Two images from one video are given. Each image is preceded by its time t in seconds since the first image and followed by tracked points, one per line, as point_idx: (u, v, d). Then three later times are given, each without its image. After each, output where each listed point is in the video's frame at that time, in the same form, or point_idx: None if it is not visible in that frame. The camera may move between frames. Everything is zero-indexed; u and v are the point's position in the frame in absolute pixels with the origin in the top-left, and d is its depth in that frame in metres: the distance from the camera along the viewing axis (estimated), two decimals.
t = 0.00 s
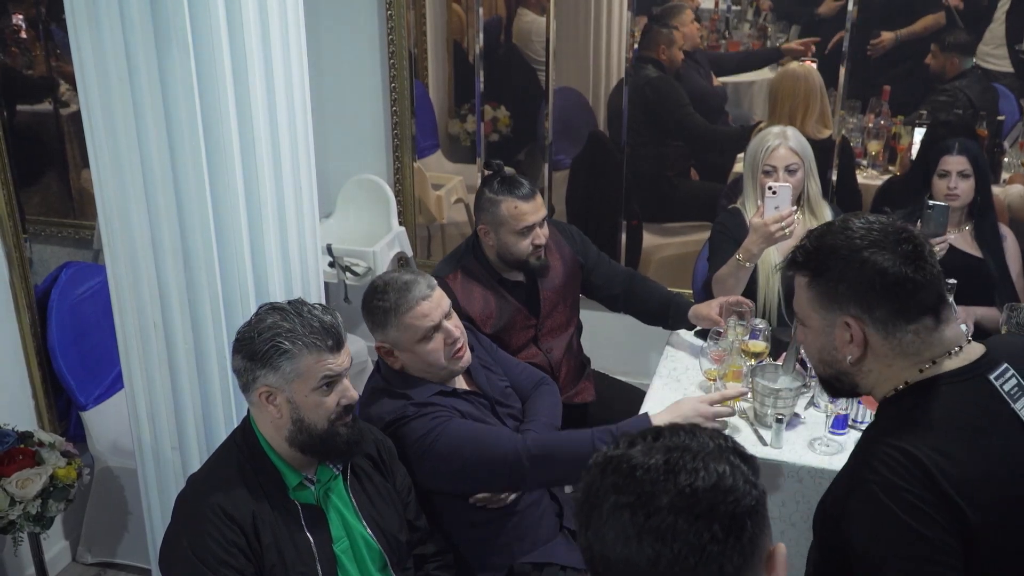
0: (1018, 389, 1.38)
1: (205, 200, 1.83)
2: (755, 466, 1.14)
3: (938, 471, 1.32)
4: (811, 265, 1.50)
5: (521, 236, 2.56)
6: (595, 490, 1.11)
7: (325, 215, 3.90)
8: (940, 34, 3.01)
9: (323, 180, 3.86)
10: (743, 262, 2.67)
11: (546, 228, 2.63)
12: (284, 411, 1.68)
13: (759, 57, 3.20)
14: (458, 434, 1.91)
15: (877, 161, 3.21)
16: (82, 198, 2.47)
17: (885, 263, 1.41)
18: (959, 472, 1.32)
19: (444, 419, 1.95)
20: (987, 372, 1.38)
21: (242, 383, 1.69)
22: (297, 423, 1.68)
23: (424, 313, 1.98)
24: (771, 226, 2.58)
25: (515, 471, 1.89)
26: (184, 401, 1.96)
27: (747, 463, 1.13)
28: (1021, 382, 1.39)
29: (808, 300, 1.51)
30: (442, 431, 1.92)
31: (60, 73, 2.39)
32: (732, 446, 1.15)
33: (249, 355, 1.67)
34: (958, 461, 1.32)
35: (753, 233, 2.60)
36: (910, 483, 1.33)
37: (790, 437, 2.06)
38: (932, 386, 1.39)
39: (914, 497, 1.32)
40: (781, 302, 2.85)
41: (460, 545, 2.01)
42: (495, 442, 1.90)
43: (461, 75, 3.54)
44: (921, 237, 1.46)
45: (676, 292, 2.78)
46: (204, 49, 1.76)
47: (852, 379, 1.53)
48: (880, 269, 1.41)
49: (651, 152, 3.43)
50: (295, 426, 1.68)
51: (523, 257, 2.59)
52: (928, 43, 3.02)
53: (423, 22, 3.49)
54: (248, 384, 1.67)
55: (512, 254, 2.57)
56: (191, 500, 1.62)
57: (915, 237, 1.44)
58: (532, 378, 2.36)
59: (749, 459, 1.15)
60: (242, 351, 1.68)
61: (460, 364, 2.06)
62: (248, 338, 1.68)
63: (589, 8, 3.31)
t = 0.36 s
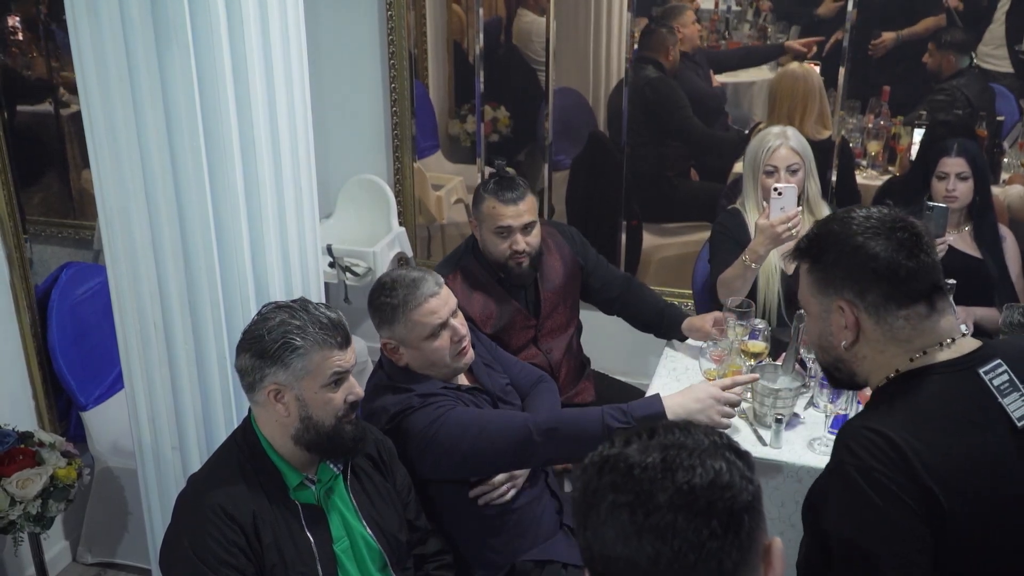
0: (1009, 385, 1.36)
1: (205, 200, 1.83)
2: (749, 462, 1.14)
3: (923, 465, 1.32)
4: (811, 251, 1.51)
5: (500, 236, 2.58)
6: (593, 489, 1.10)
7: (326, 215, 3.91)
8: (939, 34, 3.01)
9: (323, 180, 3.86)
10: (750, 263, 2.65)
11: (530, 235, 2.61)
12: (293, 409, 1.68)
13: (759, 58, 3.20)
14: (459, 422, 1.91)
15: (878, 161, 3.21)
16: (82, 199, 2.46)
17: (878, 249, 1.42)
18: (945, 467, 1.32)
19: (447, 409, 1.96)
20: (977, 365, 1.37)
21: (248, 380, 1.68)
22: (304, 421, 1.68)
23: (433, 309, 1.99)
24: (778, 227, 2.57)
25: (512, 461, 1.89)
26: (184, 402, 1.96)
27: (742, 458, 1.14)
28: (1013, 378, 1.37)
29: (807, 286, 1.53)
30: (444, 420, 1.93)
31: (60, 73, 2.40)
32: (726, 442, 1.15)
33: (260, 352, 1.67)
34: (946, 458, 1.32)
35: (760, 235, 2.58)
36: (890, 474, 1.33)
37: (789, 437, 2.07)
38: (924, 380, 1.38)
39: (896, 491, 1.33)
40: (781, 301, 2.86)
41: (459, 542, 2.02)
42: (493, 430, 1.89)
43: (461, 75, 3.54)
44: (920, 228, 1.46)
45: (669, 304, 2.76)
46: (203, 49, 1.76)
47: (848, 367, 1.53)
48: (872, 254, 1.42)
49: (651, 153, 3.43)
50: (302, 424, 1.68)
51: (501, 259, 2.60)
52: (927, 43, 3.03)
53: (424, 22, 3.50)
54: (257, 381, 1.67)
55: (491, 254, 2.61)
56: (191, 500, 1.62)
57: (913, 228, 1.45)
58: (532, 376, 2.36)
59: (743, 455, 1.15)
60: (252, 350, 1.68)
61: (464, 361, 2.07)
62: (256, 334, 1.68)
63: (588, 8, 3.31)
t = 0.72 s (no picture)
0: (1003, 398, 1.25)
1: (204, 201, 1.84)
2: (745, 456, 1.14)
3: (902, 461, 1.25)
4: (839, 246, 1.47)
5: (506, 237, 2.58)
6: (591, 484, 1.11)
7: (326, 216, 3.91)
8: (938, 35, 3.01)
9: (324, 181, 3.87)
10: (753, 264, 2.65)
11: (535, 234, 2.62)
12: (292, 408, 1.68)
13: (758, 58, 3.21)
14: (462, 443, 1.91)
15: (877, 161, 3.21)
16: (82, 199, 2.47)
17: (874, 234, 1.38)
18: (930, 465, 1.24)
19: (448, 425, 1.94)
20: (970, 374, 1.27)
21: (249, 378, 1.69)
22: (304, 419, 1.69)
23: (436, 305, 2.00)
24: (782, 229, 2.57)
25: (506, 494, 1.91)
26: (184, 402, 1.96)
27: (738, 452, 1.14)
28: (1010, 391, 1.25)
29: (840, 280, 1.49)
30: (447, 436, 1.92)
31: (61, 73, 2.41)
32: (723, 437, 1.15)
33: (259, 351, 1.68)
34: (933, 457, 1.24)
35: (765, 236, 2.59)
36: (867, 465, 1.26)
37: (789, 436, 2.09)
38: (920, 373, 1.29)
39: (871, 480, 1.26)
40: (780, 302, 2.87)
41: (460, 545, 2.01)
42: (495, 461, 1.90)
43: (461, 76, 3.55)
44: (947, 213, 1.37)
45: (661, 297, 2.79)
46: (202, 50, 1.77)
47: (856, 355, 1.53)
48: (867, 239, 1.38)
49: (650, 153, 3.43)
50: (301, 423, 1.69)
51: (507, 260, 2.60)
52: (926, 43, 3.03)
53: (423, 23, 3.50)
54: (257, 379, 1.68)
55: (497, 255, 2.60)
56: (190, 500, 1.63)
57: (934, 212, 1.37)
58: (534, 374, 2.36)
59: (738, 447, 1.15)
60: (251, 349, 1.69)
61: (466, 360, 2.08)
62: (255, 334, 1.69)
63: (588, 8, 3.32)
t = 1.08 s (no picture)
0: (951, 421, 1.22)
1: (201, 199, 1.84)
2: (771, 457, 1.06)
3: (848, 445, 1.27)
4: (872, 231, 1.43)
5: (510, 229, 2.58)
6: (596, 463, 1.05)
7: (325, 216, 3.92)
8: (936, 36, 3.02)
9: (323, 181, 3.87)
10: (756, 264, 2.63)
11: (537, 223, 2.64)
12: (297, 403, 1.69)
13: (757, 59, 3.21)
14: (460, 435, 1.92)
15: (875, 161, 3.21)
16: (83, 199, 2.45)
17: (887, 233, 1.35)
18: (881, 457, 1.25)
19: (445, 418, 1.96)
20: (921, 392, 1.25)
21: (254, 373, 1.69)
22: (309, 414, 1.70)
23: (429, 309, 2.00)
24: (784, 230, 2.54)
25: (499, 488, 1.91)
26: (182, 401, 1.97)
27: (762, 452, 1.05)
28: (961, 416, 1.22)
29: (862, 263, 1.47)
30: (445, 430, 1.93)
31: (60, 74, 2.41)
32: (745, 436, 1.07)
33: (265, 345, 1.68)
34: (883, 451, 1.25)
35: (767, 238, 2.57)
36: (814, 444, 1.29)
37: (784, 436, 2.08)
38: (897, 374, 1.28)
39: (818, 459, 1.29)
40: (778, 301, 2.88)
41: (455, 543, 2.02)
42: (493, 454, 1.91)
43: (460, 76, 3.56)
44: (970, 228, 1.29)
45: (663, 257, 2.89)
46: (200, 50, 1.77)
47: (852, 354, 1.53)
48: (879, 235, 1.36)
49: (648, 153, 3.44)
50: (305, 418, 1.70)
51: (514, 253, 2.60)
52: (923, 44, 3.04)
53: (423, 23, 3.51)
54: (262, 374, 1.68)
55: (504, 250, 2.59)
56: (187, 500, 1.63)
57: (954, 224, 1.30)
58: (538, 363, 2.38)
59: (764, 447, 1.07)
60: (256, 343, 1.69)
61: (459, 364, 2.07)
62: (261, 329, 1.70)
63: (587, 9, 3.33)
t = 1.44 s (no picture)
0: (895, 412, 1.26)
1: (198, 199, 1.84)
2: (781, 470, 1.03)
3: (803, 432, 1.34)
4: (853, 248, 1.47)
5: (501, 225, 2.58)
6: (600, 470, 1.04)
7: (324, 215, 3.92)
8: (935, 36, 3.02)
9: (322, 180, 3.87)
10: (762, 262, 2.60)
11: (529, 218, 2.64)
12: (297, 400, 1.69)
13: (756, 59, 3.22)
14: (459, 442, 1.91)
15: (874, 162, 3.21)
16: (82, 199, 2.48)
17: (865, 241, 1.38)
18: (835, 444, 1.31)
19: (443, 423, 1.95)
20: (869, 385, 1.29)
21: (254, 370, 1.68)
22: (309, 411, 1.70)
23: (427, 308, 2.01)
24: (789, 227, 2.44)
25: (487, 497, 1.90)
26: (179, 401, 1.97)
27: (768, 468, 1.03)
28: (905, 406, 1.26)
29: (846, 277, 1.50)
30: (444, 434, 1.92)
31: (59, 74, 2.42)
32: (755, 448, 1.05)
33: (266, 341, 1.68)
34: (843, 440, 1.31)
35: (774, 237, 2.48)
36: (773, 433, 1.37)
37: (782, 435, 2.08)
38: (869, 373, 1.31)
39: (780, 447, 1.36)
40: (777, 299, 2.88)
41: (450, 545, 2.02)
42: (489, 465, 1.90)
43: (459, 76, 3.56)
44: (944, 238, 1.31)
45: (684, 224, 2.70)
46: (199, 54, 1.78)
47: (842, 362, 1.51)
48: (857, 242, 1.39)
49: (647, 153, 3.44)
50: (305, 415, 1.69)
51: (506, 248, 2.60)
52: (922, 44, 3.04)
53: (422, 23, 3.51)
54: (262, 371, 1.68)
55: (495, 245, 2.60)
56: (185, 500, 1.63)
57: (929, 233, 1.33)
58: (532, 380, 2.35)
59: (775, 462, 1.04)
60: (257, 340, 1.69)
61: (456, 363, 2.07)
62: (262, 326, 1.70)
63: (587, 9, 3.33)
